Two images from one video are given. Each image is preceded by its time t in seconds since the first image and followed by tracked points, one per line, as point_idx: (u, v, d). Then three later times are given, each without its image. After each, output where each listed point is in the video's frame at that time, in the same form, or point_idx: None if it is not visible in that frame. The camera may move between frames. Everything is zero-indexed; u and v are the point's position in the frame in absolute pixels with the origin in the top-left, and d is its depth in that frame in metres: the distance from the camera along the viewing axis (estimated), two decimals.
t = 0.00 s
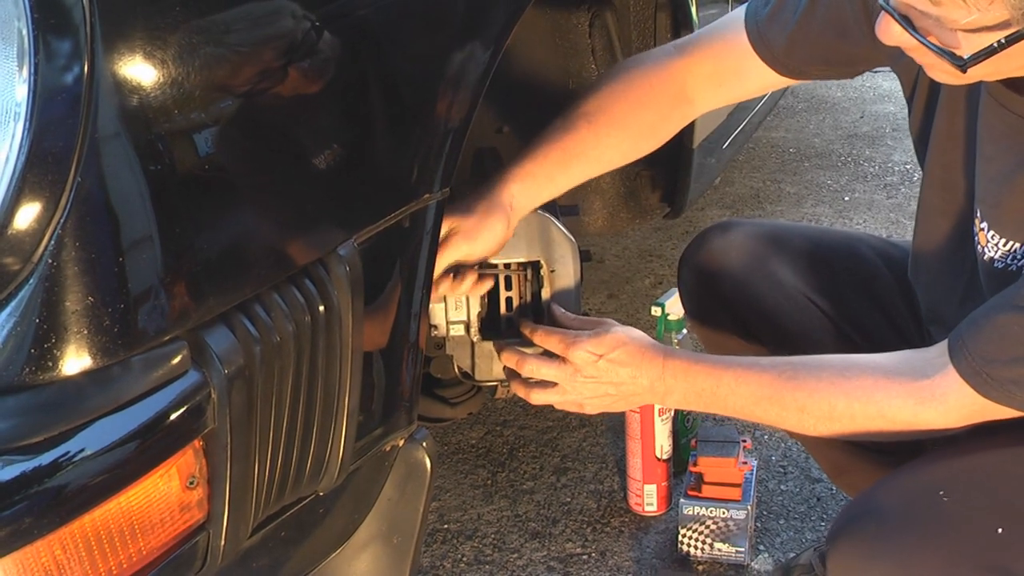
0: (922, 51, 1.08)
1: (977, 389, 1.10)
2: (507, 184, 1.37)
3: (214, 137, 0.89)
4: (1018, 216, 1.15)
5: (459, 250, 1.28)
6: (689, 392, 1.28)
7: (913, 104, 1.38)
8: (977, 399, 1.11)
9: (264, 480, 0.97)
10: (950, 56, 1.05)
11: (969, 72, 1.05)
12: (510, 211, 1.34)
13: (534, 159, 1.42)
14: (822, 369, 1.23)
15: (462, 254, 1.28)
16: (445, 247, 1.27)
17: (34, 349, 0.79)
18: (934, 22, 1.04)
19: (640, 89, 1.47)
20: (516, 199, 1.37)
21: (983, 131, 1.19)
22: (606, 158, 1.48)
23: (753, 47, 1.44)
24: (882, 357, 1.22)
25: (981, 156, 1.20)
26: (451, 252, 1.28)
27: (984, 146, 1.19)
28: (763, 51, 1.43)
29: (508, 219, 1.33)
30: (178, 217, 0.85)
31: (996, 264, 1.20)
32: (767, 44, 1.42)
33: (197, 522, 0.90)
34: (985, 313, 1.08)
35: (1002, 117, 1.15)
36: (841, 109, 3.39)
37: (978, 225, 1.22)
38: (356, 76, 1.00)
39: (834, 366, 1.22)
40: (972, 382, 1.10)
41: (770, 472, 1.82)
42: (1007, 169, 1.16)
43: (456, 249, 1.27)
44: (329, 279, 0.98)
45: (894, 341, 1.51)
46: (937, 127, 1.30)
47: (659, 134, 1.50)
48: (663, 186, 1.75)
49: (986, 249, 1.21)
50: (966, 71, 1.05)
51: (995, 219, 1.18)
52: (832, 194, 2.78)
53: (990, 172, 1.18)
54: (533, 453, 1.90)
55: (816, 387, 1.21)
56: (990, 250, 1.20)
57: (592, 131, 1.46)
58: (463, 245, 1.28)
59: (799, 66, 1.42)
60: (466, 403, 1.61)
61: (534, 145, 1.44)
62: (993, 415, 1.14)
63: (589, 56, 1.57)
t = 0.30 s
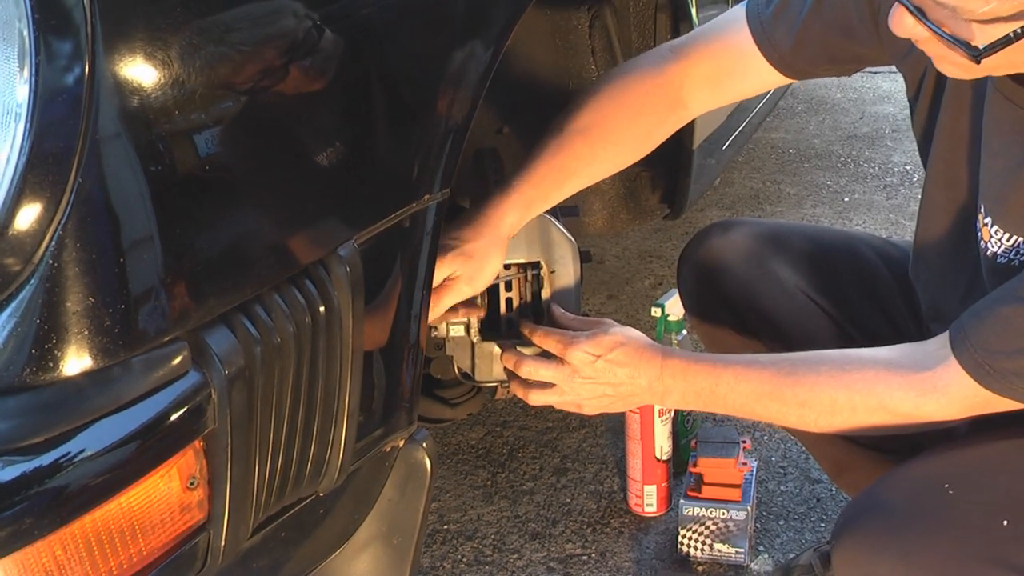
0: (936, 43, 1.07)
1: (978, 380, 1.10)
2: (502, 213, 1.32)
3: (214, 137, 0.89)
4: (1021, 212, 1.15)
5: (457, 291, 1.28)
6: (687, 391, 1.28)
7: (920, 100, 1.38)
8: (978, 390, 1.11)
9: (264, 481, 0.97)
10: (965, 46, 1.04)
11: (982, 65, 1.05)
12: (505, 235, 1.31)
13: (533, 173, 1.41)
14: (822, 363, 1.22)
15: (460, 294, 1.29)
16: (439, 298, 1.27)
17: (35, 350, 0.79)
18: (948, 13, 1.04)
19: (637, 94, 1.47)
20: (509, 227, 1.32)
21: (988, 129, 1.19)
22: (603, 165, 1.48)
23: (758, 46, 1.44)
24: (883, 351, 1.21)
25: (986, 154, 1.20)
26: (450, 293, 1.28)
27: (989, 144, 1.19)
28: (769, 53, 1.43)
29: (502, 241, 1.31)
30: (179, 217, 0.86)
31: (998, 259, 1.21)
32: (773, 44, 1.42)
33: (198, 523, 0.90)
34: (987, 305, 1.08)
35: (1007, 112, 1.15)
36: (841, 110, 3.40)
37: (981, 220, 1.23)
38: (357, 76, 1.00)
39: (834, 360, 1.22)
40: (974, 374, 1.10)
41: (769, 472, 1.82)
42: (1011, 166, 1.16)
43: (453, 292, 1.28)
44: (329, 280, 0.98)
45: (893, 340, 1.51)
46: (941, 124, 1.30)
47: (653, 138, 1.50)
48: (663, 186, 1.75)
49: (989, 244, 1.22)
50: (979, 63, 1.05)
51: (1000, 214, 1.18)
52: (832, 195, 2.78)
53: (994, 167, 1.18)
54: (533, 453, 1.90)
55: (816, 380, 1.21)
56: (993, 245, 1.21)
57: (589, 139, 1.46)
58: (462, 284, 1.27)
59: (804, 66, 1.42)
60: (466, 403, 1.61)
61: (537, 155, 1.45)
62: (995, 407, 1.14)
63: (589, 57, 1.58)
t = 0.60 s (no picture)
0: (939, 39, 1.08)
1: (980, 374, 1.10)
2: (508, 210, 1.33)
3: (214, 138, 0.89)
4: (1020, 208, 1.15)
5: (458, 275, 1.29)
6: (690, 388, 1.27)
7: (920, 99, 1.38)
8: (981, 384, 1.11)
9: (264, 481, 0.97)
10: (970, 41, 1.04)
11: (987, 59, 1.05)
12: (511, 230, 1.32)
13: (537, 176, 1.40)
14: (823, 359, 1.22)
15: (460, 279, 1.29)
16: (439, 278, 1.29)
17: (36, 350, 0.79)
18: (953, 8, 1.04)
19: (638, 97, 1.47)
20: (515, 222, 1.33)
21: (989, 126, 1.19)
22: (606, 169, 1.48)
23: (762, 50, 1.44)
24: (885, 346, 1.22)
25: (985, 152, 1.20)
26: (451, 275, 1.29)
27: (989, 142, 1.20)
28: (773, 56, 1.43)
29: (508, 236, 1.31)
30: (180, 217, 0.86)
31: (999, 255, 1.20)
32: (775, 47, 1.43)
33: (198, 523, 0.90)
34: (988, 298, 1.08)
35: (1007, 105, 1.16)
36: (841, 110, 3.40)
37: (982, 216, 1.22)
38: (357, 75, 1.00)
39: (835, 355, 1.22)
40: (976, 368, 1.10)
41: (769, 473, 1.82)
42: (1012, 163, 1.16)
43: (453, 276, 1.29)
44: (330, 280, 0.98)
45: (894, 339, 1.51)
46: (942, 122, 1.31)
47: (659, 141, 1.49)
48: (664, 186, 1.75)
49: (990, 241, 1.21)
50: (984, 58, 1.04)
51: (1000, 210, 1.18)
52: (832, 195, 2.78)
53: (995, 164, 1.19)
54: (533, 453, 1.90)
55: (819, 375, 1.21)
56: (994, 241, 1.20)
57: (592, 142, 1.46)
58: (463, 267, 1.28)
59: (807, 68, 1.42)
60: (467, 403, 1.61)
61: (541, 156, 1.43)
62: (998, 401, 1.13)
63: (589, 57, 1.58)
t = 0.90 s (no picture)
0: (949, 32, 1.08)
1: (984, 370, 1.10)
2: (509, 221, 1.32)
3: (217, 138, 0.89)
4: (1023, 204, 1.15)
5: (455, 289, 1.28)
6: (692, 385, 1.27)
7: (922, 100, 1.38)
8: (984, 379, 1.11)
9: (266, 481, 0.97)
10: (981, 32, 1.03)
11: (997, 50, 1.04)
12: (510, 244, 1.32)
13: (536, 185, 1.39)
14: (825, 356, 1.22)
15: (455, 294, 1.29)
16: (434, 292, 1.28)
17: (37, 350, 0.80)
18: None
19: (639, 100, 1.47)
20: (514, 236, 1.33)
21: (991, 125, 1.19)
22: (607, 173, 1.47)
23: (765, 50, 1.44)
24: (886, 342, 1.22)
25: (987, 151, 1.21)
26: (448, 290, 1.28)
27: (990, 141, 1.20)
28: (775, 57, 1.43)
29: (506, 250, 1.31)
30: (182, 217, 0.86)
31: (1002, 251, 1.20)
32: (779, 47, 1.42)
33: (200, 523, 0.90)
34: (990, 293, 1.08)
35: (1009, 103, 1.16)
36: (842, 111, 3.40)
37: (983, 213, 1.22)
38: (359, 75, 1.00)
39: (837, 352, 1.22)
40: (979, 363, 1.09)
41: (770, 473, 1.82)
42: (1015, 160, 1.16)
43: (448, 291, 1.28)
44: (331, 280, 0.98)
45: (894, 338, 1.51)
46: (944, 124, 1.31)
47: (659, 143, 1.50)
48: (664, 186, 1.75)
49: (991, 236, 1.21)
50: (995, 50, 1.04)
51: (1003, 207, 1.18)
52: (832, 196, 2.79)
53: (997, 161, 1.19)
54: (534, 454, 1.90)
55: (821, 372, 1.21)
56: (996, 237, 1.20)
57: (592, 147, 1.46)
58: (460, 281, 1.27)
59: (811, 68, 1.42)
60: (468, 403, 1.61)
61: (544, 166, 1.44)
62: (999, 396, 1.13)
63: (589, 58, 1.57)
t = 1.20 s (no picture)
0: (948, 33, 1.08)
1: (983, 367, 1.10)
2: (514, 215, 1.33)
3: (217, 138, 0.89)
4: (1020, 203, 1.15)
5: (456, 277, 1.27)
6: (693, 386, 1.27)
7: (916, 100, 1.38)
8: (983, 376, 1.11)
9: (267, 481, 0.97)
10: (982, 32, 1.03)
11: (996, 51, 1.04)
12: (514, 236, 1.32)
13: (544, 181, 1.41)
14: (825, 355, 1.22)
15: (458, 280, 1.28)
16: (438, 277, 1.27)
17: (37, 350, 0.80)
18: None
19: (638, 104, 1.47)
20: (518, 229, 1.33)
21: (988, 123, 1.19)
22: (607, 176, 1.47)
23: (760, 58, 1.45)
24: (886, 340, 1.22)
25: (984, 150, 1.21)
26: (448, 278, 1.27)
27: (987, 141, 1.20)
28: (772, 63, 1.44)
29: (510, 242, 1.31)
30: (182, 217, 0.86)
31: (999, 250, 1.20)
32: (775, 54, 1.43)
33: (199, 523, 0.90)
34: (987, 292, 1.09)
35: (1005, 101, 1.16)
36: (841, 111, 3.40)
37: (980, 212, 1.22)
38: (359, 75, 1.00)
39: (837, 350, 1.22)
40: (978, 361, 1.09)
41: (770, 474, 1.82)
42: (1012, 159, 1.16)
43: (452, 276, 1.27)
44: (331, 281, 0.98)
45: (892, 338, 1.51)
46: (941, 122, 1.31)
47: (656, 146, 1.49)
48: (664, 186, 1.75)
49: (989, 236, 1.21)
50: (995, 49, 1.04)
51: (999, 206, 1.18)
52: (832, 196, 2.79)
53: (994, 161, 1.19)
54: (534, 454, 1.91)
55: (821, 371, 1.21)
56: (994, 237, 1.20)
57: (593, 150, 1.46)
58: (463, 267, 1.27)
59: (807, 74, 1.42)
60: (468, 403, 1.61)
61: (547, 163, 1.44)
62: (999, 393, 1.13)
63: (589, 58, 1.59)
